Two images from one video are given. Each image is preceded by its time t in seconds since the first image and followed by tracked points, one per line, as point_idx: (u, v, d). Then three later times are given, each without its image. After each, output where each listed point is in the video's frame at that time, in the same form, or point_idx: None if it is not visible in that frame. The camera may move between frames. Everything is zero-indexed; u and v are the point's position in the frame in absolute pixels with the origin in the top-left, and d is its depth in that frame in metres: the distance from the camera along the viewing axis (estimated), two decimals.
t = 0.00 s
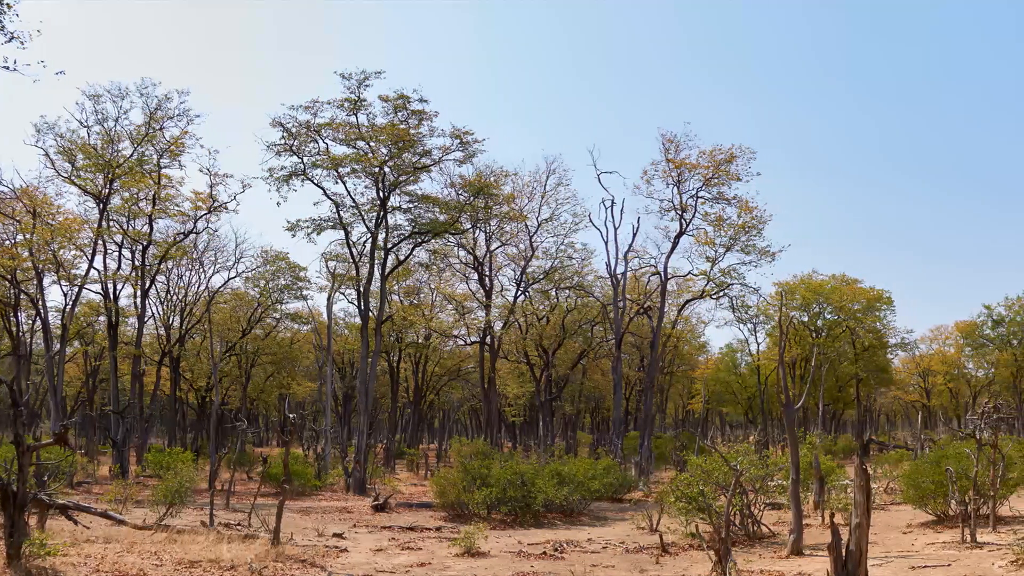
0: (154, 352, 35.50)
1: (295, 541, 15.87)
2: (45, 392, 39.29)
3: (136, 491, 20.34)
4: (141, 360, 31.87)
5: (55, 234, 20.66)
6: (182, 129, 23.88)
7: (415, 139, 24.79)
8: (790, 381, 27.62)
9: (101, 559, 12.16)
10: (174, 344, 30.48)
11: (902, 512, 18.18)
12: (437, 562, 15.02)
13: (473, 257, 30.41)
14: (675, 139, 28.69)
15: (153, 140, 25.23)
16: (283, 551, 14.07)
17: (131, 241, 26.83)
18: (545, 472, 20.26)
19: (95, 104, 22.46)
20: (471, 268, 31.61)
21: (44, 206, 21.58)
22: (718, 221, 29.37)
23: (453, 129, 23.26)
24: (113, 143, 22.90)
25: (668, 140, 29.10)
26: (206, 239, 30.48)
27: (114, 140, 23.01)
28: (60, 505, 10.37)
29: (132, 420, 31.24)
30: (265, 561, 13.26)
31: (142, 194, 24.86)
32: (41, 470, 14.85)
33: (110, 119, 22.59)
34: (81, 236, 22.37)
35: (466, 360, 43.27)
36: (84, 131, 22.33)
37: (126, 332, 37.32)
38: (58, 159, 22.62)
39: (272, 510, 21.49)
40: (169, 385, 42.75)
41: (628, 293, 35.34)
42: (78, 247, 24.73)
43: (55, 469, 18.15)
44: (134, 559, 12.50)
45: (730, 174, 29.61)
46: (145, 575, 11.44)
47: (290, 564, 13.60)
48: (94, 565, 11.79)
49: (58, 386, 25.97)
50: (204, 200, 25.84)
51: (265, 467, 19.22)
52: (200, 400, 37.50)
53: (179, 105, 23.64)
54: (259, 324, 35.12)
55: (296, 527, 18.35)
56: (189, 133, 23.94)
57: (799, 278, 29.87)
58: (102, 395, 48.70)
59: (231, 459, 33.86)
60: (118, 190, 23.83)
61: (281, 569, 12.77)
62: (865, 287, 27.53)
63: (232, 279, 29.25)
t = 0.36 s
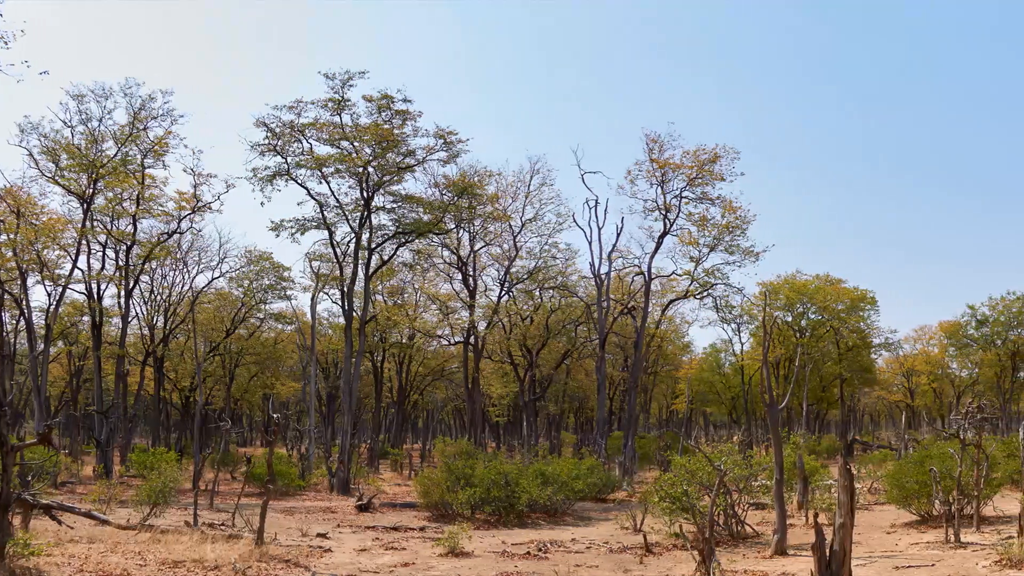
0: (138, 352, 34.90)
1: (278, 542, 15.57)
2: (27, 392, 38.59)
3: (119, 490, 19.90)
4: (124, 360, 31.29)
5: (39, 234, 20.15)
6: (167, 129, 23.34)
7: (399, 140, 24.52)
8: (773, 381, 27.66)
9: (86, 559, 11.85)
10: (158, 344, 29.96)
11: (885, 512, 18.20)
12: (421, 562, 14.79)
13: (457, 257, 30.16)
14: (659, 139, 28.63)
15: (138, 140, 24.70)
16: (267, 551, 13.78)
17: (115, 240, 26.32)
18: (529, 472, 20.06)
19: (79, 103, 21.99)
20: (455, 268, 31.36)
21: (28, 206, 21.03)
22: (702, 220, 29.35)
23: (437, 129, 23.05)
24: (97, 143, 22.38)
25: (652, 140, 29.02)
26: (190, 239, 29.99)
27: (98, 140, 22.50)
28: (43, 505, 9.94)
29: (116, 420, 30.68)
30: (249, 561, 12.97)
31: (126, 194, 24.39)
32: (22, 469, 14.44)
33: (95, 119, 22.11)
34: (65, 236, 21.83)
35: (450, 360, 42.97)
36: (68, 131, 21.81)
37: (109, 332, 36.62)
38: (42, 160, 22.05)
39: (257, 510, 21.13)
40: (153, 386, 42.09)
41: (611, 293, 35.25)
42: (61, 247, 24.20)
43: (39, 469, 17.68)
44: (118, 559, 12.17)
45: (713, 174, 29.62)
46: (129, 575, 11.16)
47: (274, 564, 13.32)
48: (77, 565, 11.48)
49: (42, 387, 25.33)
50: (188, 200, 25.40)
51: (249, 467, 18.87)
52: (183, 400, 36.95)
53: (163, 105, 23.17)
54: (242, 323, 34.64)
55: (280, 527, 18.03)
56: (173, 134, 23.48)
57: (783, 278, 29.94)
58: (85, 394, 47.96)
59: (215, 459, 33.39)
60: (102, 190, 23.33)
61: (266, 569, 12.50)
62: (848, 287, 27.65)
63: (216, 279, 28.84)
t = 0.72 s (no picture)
0: (122, 351, 34.30)
1: (260, 542, 15.25)
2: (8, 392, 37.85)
3: (102, 490, 19.46)
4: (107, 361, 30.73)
5: (22, 234, 19.64)
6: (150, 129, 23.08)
7: (383, 140, 24.25)
8: (757, 381, 27.71)
9: (70, 559, 11.55)
10: (143, 344, 29.44)
11: (869, 512, 18.24)
12: (405, 562, 14.55)
13: (440, 257, 29.92)
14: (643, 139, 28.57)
15: (121, 140, 24.19)
16: (251, 551, 13.48)
17: (99, 240, 25.83)
18: (513, 472, 19.85)
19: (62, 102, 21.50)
20: (439, 267, 31.11)
21: (11, 206, 20.47)
22: (685, 220, 29.35)
23: (421, 129, 22.84)
24: (81, 143, 21.87)
25: (636, 140, 28.94)
26: (173, 239, 29.50)
27: (82, 140, 22.01)
28: (27, 505, 9.28)
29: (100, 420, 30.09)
30: (233, 561, 12.68)
31: (109, 194, 23.89)
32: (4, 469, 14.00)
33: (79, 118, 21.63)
34: (48, 236, 21.30)
35: (434, 360, 42.67)
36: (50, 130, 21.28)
37: (93, 332, 35.92)
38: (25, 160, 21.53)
39: (241, 510, 20.76)
40: (135, 385, 41.43)
41: (595, 292, 35.15)
42: (44, 247, 23.67)
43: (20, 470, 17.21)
44: (102, 559, 11.84)
45: (696, 174, 29.64)
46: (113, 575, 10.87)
47: (258, 564, 13.02)
48: (61, 565, 11.17)
49: (26, 386, 24.74)
50: (172, 200, 24.94)
51: (232, 467, 18.53)
52: (167, 400, 36.38)
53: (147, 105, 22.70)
54: (226, 323, 34.15)
55: (264, 527, 17.69)
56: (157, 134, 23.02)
57: (767, 278, 30.01)
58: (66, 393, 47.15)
59: (198, 459, 32.93)
60: (85, 190, 22.82)
61: (249, 569, 12.21)
62: (832, 287, 27.79)
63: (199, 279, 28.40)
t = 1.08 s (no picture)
0: (106, 351, 33.71)
1: (244, 541, 14.93)
2: None
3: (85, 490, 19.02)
4: (92, 360, 30.17)
5: (5, 234, 19.13)
6: (133, 130, 22.57)
7: (366, 140, 23.95)
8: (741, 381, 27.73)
9: (53, 559, 11.22)
10: (127, 344, 28.93)
11: (852, 511, 18.28)
12: (389, 562, 14.31)
13: (423, 257, 29.61)
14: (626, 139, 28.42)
15: (105, 140, 23.70)
16: (236, 551, 13.18)
17: (82, 240, 25.32)
18: (496, 472, 19.63)
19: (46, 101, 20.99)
20: (423, 267, 30.83)
21: None
22: (669, 220, 29.31)
23: (406, 129, 22.59)
24: (65, 143, 21.35)
25: (619, 140, 28.84)
26: (158, 238, 28.99)
27: (66, 139, 21.50)
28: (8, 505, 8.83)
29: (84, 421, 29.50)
30: (218, 561, 12.41)
31: (93, 194, 23.38)
32: None
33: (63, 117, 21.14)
34: (32, 236, 20.79)
35: (417, 360, 42.36)
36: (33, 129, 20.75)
37: (77, 331, 35.23)
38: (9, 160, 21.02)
39: (225, 510, 20.39)
40: (119, 385, 40.79)
41: (579, 292, 35.00)
42: (27, 248, 23.15)
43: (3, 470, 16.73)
44: (86, 560, 11.53)
45: (680, 174, 29.60)
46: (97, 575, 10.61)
47: (242, 564, 12.74)
48: (44, 565, 10.86)
49: (9, 388, 24.20)
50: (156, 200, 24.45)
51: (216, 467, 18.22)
52: (151, 400, 35.81)
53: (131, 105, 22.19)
54: (210, 323, 33.64)
55: (248, 527, 17.36)
56: (141, 135, 22.55)
57: (752, 278, 30.09)
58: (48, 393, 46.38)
59: (183, 459, 32.43)
60: (70, 190, 22.32)
61: (234, 569, 11.95)
62: (816, 287, 27.89)
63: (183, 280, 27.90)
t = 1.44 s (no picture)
0: (89, 351, 33.09)
1: (228, 542, 14.62)
2: None
3: (70, 490, 18.57)
4: (75, 361, 29.57)
5: None
6: (117, 130, 22.24)
7: (351, 140, 23.62)
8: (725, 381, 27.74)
9: (36, 559, 10.89)
10: (110, 344, 28.39)
11: (836, 511, 18.29)
12: (373, 562, 14.07)
13: (407, 258, 29.35)
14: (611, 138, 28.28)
15: (89, 141, 23.20)
16: (220, 551, 12.90)
17: (66, 240, 24.80)
18: (480, 473, 19.42)
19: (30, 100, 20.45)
20: (407, 267, 30.55)
21: None
22: (653, 221, 29.29)
23: (389, 129, 22.32)
24: (49, 142, 20.84)
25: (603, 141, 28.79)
26: (142, 238, 28.47)
27: (50, 139, 21.00)
28: None
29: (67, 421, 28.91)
30: (202, 561, 12.15)
31: (77, 194, 22.86)
32: None
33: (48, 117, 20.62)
34: (16, 235, 20.27)
35: (402, 360, 42.02)
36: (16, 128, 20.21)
37: (62, 332, 34.53)
38: None
39: (209, 510, 20.03)
40: (103, 385, 40.10)
41: (563, 292, 34.88)
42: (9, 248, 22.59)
43: None
44: (70, 559, 11.21)
45: (664, 174, 29.55)
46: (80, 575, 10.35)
47: (226, 564, 12.47)
48: (27, 565, 10.54)
49: None
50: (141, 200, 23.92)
51: (201, 466, 17.85)
52: (136, 400, 35.22)
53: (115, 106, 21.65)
54: (194, 324, 33.12)
55: (231, 527, 17.02)
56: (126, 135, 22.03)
57: (736, 278, 30.17)
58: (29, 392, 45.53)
59: (166, 459, 31.93)
60: (53, 189, 21.82)
61: (218, 569, 11.71)
62: (799, 287, 27.98)
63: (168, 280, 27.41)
